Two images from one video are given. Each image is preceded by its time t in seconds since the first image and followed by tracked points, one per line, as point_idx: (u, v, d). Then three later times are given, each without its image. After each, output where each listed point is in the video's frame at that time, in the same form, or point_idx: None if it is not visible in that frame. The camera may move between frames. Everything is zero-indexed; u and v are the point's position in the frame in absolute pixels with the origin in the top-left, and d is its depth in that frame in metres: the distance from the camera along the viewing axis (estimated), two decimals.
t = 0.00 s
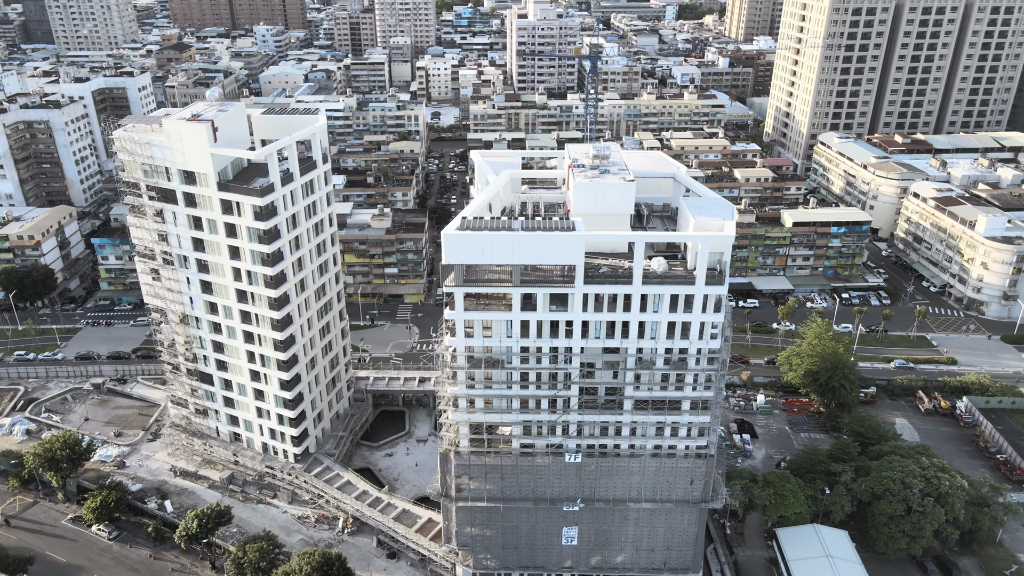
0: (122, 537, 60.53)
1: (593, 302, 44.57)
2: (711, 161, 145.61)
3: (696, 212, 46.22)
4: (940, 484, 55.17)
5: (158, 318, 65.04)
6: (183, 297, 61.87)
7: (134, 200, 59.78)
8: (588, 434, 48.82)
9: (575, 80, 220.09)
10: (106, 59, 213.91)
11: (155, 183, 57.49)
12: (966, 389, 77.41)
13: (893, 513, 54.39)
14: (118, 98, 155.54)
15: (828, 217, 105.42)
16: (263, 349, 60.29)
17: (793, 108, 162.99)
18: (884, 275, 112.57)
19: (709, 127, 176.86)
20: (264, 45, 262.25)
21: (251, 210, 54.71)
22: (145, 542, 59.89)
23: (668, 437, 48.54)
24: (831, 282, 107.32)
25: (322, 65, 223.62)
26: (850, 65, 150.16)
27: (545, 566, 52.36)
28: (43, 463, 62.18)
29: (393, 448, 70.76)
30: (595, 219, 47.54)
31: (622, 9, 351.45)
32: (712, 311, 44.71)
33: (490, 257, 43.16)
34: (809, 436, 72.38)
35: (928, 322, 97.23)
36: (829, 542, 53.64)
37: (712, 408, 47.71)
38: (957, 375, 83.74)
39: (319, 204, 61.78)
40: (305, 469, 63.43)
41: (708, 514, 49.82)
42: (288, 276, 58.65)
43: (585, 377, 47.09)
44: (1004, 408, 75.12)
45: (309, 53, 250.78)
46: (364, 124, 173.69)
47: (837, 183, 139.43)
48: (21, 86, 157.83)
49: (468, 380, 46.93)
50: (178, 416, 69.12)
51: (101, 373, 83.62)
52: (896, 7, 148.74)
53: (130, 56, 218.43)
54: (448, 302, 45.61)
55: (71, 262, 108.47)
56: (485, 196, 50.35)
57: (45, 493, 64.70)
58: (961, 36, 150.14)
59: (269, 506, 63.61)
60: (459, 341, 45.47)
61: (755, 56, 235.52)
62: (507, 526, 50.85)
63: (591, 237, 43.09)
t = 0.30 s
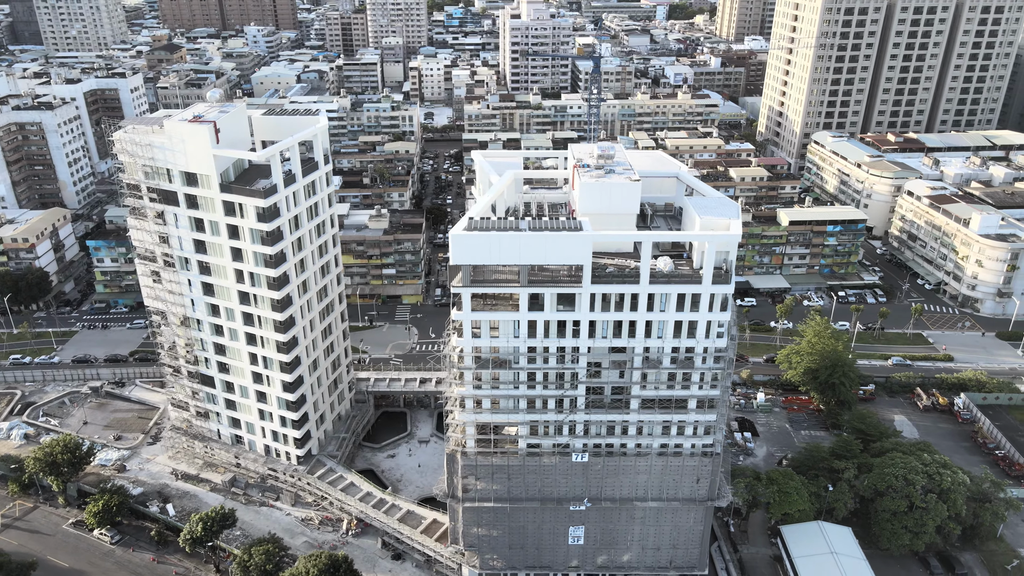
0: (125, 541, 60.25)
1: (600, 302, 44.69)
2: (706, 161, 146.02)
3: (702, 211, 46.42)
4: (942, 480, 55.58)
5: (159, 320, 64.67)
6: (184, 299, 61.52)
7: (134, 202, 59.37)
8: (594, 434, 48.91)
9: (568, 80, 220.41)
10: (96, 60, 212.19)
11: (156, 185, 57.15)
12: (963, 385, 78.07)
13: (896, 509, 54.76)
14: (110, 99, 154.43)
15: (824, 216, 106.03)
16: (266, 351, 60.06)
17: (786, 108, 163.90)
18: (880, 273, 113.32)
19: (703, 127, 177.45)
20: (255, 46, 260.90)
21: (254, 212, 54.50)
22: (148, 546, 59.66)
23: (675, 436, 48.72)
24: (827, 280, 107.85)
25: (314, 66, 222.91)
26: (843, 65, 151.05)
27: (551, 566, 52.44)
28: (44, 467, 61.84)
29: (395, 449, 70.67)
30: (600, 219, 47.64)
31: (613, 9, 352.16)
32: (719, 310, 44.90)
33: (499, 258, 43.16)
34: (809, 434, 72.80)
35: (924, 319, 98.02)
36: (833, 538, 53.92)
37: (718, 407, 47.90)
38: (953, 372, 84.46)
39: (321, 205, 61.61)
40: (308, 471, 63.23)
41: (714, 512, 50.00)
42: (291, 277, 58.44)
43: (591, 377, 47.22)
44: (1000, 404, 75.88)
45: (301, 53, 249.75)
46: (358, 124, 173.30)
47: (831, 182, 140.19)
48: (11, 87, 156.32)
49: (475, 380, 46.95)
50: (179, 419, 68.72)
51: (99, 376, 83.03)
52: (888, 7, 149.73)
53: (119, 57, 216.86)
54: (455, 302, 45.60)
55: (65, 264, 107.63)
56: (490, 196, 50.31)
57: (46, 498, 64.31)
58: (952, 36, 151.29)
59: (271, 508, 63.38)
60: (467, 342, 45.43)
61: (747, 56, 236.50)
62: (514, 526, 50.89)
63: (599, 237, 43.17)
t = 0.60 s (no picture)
0: (127, 545, 60.01)
1: (607, 301, 44.78)
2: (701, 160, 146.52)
3: (707, 210, 46.65)
4: (944, 477, 55.99)
5: (159, 323, 64.34)
6: (185, 301, 61.24)
7: (135, 204, 59.02)
8: (600, 433, 49.06)
9: (562, 81, 220.63)
10: (87, 61, 210.70)
11: (157, 186, 56.85)
12: (960, 382, 78.67)
13: (898, 506, 55.12)
14: (102, 100, 153.39)
15: (820, 215, 106.57)
16: (268, 353, 59.88)
17: (779, 108, 164.69)
18: (875, 271, 113.96)
19: (697, 127, 178.02)
20: (247, 47, 259.64)
21: (257, 213, 54.33)
22: (151, 550, 59.46)
23: (680, 435, 48.98)
24: (824, 279, 108.34)
25: (307, 67, 222.25)
26: (836, 65, 151.84)
27: (557, 566, 52.46)
28: (45, 471, 61.53)
29: (397, 450, 70.59)
30: (605, 219, 47.79)
31: (604, 9, 352.43)
32: (725, 310, 45.10)
33: (506, 258, 43.23)
34: (810, 432, 73.14)
35: (920, 317, 98.69)
36: (837, 535, 54.23)
37: (724, 405, 48.13)
38: (950, 369, 85.11)
39: (322, 207, 61.50)
40: (311, 473, 63.05)
41: (719, 510, 50.20)
42: (293, 279, 58.29)
43: (597, 376, 47.36)
44: (998, 400, 76.55)
45: (294, 54, 248.82)
46: (353, 125, 172.83)
47: (826, 181, 140.89)
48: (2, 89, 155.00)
49: (481, 380, 46.97)
50: (179, 422, 68.36)
51: (97, 380, 82.48)
52: (880, 7, 150.58)
53: (110, 58, 215.32)
54: (461, 303, 45.63)
55: (60, 267, 106.92)
56: (495, 196, 50.30)
57: (46, 502, 63.96)
58: (943, 36, 152.33)
59: (274, 511, 63.21)
60: (473, 342, 45.46)
61: (739, 56, 237.41)
62: (520, 527, 50.94)
63: (605, 237, 43.29)
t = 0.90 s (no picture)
0: (130, 549, 59.69)
1: (614, 302, 44.84)
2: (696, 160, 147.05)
3: (712, 210, 46.75)
4: (946, 474, 56.43)
5: (160, 326, 63.96)
6: (187, 304, 60.94)
7: (136, 206, 58.61)
8: (607, 433, 49.25)
9: (556, 81, 221.09)
10: (76, 63, 208.88)
11: (158, 189, 56.52)
12: (958, 379, 79.24)
13: (901, 503, 55.51)
14: (94, 102, 152.21)
15: (816, 214, 107.09)
16: (271, 355, 59.68)
17: (772, 107, 165.52)
18: (871, 270, 114.63)
19: (691, 127, 178.63)
20: (238, 48, 258.17)
21: (260, 215, 54.15)
22: (155, 554, 59.20)
23: (687, 434, 49.20)
24: (820, 278, 108.87)
25: (299, 68, 221.40)
26: (828, 65, 152.71)
27: (563, 566, 52.44)
28: (46, 476, 61.09)
29: (399, 451, 70.43)
30: (611, 220, 47.80)
31: (595, 9, 352.98)
32: (731, 309, 45.29)
33: (514, 259, 43.20)
34: (811, 430, 73.46)
35: (916, 315, 99.39)
36: (841, 533, 54.50)
37: (730, 405, 48.38)
38: (947, 366, 85.77)
39: (324, 209, 61.38)
40: (314, 475, 62.82)
41: (725, 509, 50.38)
42: (296, 281, 58.14)
43: (604, 377, 47.46)
44: (994, 397, 77.27)
45: (285, 55, 247.76)
46: (347, 126, 172.40)
47: (820, 180, 141.58)
48: None
49: (489, 381, 46.94)
50: (180, 425, 67.89)
51: (95, 384, 81.86)
52: (872, 7, 151.55)
53: (100, 59, 213.60)
54: (468, 305, 45.59)
55: (54, 270, 106.10)
56: (500, 197, 50.24)
57: (46, 508, 63.52)
58: (934, 36, 153.47)
59: (277, 514, 62.97)
60: (480, 344, 45.46)
61: (731, 56, 238.41)
62: (527, 527, 50.92)
63: (613, 237, 43.31)
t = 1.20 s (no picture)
0: (133, 554, 59.38)
1: (621, 302, 44.94)
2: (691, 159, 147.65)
3: (718, 210, 46.91)
4: (948, 470, 56.86)
5: (161, 329, 63.55)
6: (189, 307, 60.59)
7: (137, 209, 58.26)
8: (613, 433, 49.41)
9: (549, 81, 221.21)
10: (65, 64, 207.11)
11: (160, 191, 56.22)
12: (955, 376, 79.69)
13: (904, 500, 55.91)
14: (86, 104, 150.84)
15: (812, 213, 107.69)
16: (274, 357, 59.41)
17: (766, 107, 166.24)
18: (867, 268, 115.32)
19: (685, 126, 179.19)
20: (229, 48, 256.74)
21: (263, 217, 53.93)
22: (158, 559, 58.91)
23: (693, 433, 49.41)
24: (816, 276, 109.55)
25: (291, 69, 220.58)
26: (822, 64, 153.44)
27: (570, 566, 52.39)
28: (46, 481, 60.69)
29: (402, 453, 70.29)
30: (616, 220, 47.87)
31: (586, 9, 353.44)
32: (738, 308, 45.52)
33: (521, 260, 43.18)
34: (811, 428, 73.79)
35: (912, 313, 100.07)
36: (846, 530, 54.82)
37: (736, 403, 48.60)
38: (944, 364, 86.41)
39: (326, 210, 61.22)
40: (317, 477, 62.59)
41: (731, 508, 50.56)
42: (299, 283, 57.95)
43: (611, 377, 47.55)
44: (992, 394, 77.88)
45: (277, 55, 246.64)
46: (341, 127, 171.83)
47: (814, 179, 142.27)
48: None
49: (496, 383, 46.89)
50: (181, 429, 67.54)
51: (93, 388, 81.33)
52: (864, 7, 152.41)
53: (89, 60, 211.92)
54: (476, 306, 45.62)
55: (49, 273, 105.23)
56: (506, 199, 50.24)
57: (47, 513, 63.14)
58: (926, 35, 154.41)
59: (281, 517, 62.72)
60: (488, 345, 45.44)
61: (723, 56, 239.21)
62: (533, 527, 50.91)
63: (620, 238, 43.40)
